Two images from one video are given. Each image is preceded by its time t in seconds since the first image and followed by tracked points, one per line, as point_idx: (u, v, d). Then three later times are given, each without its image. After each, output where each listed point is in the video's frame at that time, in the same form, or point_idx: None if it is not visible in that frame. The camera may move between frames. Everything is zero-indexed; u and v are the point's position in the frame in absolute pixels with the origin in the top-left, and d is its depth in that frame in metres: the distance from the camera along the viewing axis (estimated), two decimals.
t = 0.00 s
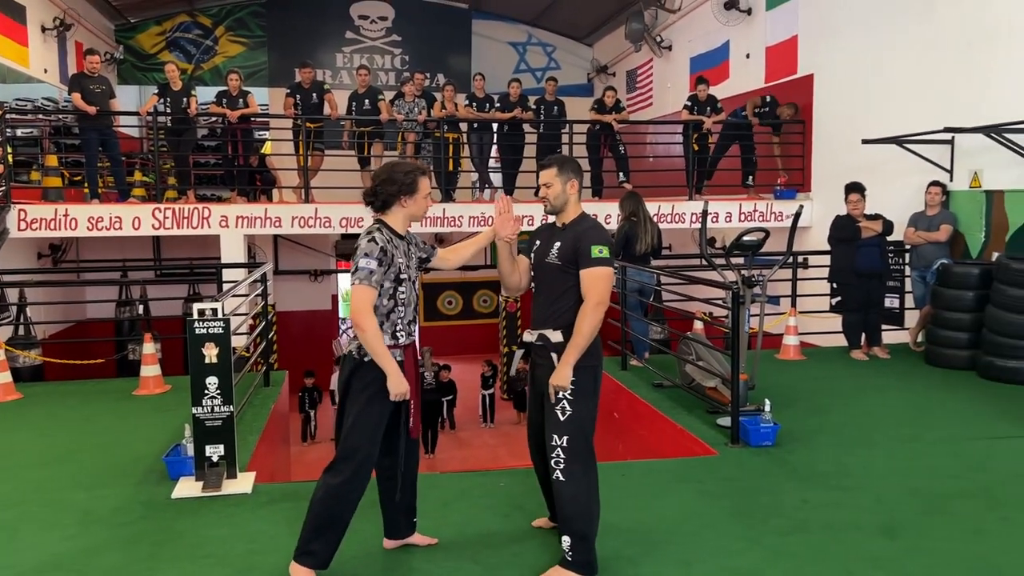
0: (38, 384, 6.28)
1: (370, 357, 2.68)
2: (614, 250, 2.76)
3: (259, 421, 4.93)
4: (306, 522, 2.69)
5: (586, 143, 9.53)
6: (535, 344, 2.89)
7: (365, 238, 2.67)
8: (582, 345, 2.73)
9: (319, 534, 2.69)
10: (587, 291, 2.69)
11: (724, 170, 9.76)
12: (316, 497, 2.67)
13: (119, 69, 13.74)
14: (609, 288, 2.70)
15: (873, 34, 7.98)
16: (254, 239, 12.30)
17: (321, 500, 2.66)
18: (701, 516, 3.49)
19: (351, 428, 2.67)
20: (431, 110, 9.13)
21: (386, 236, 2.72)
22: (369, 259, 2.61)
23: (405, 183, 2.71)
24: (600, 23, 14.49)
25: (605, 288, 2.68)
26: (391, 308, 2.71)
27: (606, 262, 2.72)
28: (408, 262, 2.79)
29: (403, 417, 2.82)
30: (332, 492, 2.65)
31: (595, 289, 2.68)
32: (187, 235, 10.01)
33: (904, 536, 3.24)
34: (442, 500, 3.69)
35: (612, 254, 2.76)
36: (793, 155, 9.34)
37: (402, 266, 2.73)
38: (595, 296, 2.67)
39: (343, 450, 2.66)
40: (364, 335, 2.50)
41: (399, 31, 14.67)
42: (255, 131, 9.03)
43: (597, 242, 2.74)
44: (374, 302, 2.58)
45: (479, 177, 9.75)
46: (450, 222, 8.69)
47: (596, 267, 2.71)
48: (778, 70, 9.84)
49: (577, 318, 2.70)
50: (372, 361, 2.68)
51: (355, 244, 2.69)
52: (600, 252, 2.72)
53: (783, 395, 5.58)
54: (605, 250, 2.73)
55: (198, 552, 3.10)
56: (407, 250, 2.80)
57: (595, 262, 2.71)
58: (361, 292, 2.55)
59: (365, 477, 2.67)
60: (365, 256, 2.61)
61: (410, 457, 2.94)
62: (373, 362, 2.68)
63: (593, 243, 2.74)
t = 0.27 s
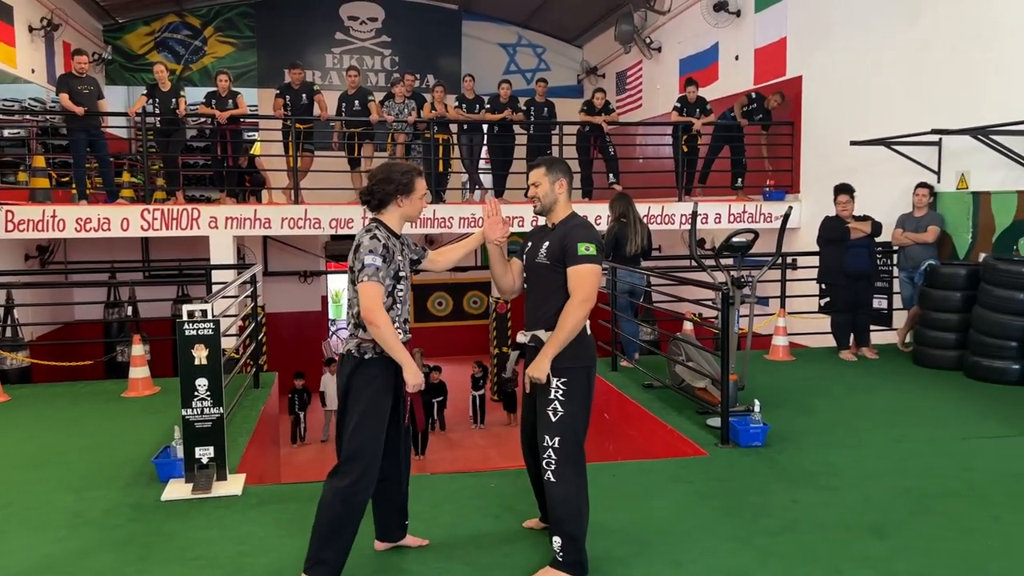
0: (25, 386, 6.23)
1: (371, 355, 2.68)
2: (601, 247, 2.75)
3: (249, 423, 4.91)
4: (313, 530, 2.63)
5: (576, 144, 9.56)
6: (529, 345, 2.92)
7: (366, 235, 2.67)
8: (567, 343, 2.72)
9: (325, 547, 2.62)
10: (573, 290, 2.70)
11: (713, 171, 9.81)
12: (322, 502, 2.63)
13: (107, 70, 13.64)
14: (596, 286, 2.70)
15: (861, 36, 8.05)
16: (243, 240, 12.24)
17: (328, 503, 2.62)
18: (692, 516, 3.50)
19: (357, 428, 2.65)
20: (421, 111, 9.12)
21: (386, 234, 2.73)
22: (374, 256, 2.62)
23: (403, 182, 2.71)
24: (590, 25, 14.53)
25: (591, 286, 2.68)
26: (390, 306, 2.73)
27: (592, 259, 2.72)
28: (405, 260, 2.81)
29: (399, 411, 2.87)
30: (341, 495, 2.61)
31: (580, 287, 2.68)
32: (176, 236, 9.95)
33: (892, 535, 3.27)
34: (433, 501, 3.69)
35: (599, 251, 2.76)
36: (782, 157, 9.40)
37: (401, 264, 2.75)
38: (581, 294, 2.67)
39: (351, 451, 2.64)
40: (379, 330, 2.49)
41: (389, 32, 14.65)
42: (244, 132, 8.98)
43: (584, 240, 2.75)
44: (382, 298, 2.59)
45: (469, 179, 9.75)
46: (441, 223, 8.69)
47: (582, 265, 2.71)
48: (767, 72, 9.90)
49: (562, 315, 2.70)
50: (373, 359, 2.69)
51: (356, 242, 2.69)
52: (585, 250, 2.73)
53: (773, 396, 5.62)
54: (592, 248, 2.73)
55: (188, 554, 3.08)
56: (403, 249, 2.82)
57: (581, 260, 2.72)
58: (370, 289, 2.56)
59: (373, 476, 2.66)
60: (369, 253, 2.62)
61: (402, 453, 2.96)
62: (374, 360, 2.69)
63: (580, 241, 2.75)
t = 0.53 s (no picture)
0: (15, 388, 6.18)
1: (370, 359, 2.69)
2: (593, 248, 2.77)
3: (241, 424, 4.90)
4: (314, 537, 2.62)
5: (569, 145, 9.57)
6: (522, 345, 2.91)
7: (371, 240, 2.67)
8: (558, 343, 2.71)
9: (324, 555, 2.61)
10: (565, 288, 2.71)
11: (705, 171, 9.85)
12: (321, 508, 2.63)
13: (98, 70, 13.57)
14: (588, 286, 2.71)
15: (851, 38, 8.10)
16: (235, 240, 12.20)
17: (327, 509, 2.62)
18: (684, 516, 3.52)
19: (356, 434, 2.65)
20: (413, 111, 9.11)
21: (389, 238, 2.73)
22: (378, 261, 2.62)
23: (406, 185, 2.72)
24: (582, 26, 14.55)
25: (583, 286, 2.69)
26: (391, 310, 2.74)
27: (585, 259, 2.73)
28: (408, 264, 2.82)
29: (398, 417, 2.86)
30: (339, 501, 2.61)
31: (573, 287, 2.69)
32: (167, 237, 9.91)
33: (883, 535, 3.29)
34: (425, 502, 3.69)
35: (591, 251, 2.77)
36: (774, 158, 9.45)
37: (404, 269, 2.76)
38: (573, 293, 2.68)
39: (350, 457, 2.64)
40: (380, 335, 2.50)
41: (382, 33, 14.64)
42: (236, 133, 8.96)
43: (577, 241, 2.77)
44: (385, 303, 2.59)
45: (462, 179, 9.75)
46: (433, 224, 8.68)
47: (575, 264, 2.72)
48: (758, 73, 9.94)
49: (553, 314, 2.70)
50: (372, 363, 2.69)
51: (359, 246, 2.69)
52: (578, 250, 2.74)
53: (765, 396, 5.64)
54: (584, 248, 2.74)
55: (180, 556, 3.08)
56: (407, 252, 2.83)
57: (574, 259, 2.73)
58: (374, 295, 2.56)
59: (372, 484, 2.66)
60: (373, 258, 2.62)
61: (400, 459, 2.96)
62: (373, 364, 2.69)
63: (573, 241, 2.77)
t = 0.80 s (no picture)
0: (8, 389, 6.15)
1: (370, 366, 2.68)
2: (585, 249, 2.78)
3: (236, 425, 4.89)
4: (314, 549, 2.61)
5: (563, 145, 9.58)
6: (514, 346, 2.93)
7: (380, 249, 2.65)
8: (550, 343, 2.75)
9: (323, 567, 2.60)
10: (557, 290, 2.71)
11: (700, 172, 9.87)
12: (321, 516, 2.62)
13: (92, 70, 13.53)
14: (579, 287, 2.72)
15: (845, 39, 8.13)
16: (229, 241, 12.17)
17: (327, 519, 2.61)
18: (679, 517, 3.53)
19: (356, 443, 2.64)
20: (408, 112, 9.10)
21: (398, 247, 2.71)
22: (387, 273, 2.60)
23: (421, 196, 2.73)
24: (577, 27, 14.57)
25: (574, 287, 2.70)
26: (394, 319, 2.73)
27: (578, 261, 2.74)
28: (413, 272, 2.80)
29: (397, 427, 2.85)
30: (339, 509, 2.61)
31: (564, 289, 2.69)
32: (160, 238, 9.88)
33: (877, 535, 3.30)
34: (420, 502, 3.69)
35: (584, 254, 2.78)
36: (768, 158, 9.47)
37: (410, 279, 2.74)
38: (563, 296, 2.69)
39: (351, 466, 2.63)
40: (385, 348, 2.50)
41: (376, 33, 14.63)
42: (230, 133, 8.93)
43: (568, 242, 2.77)
44: (391, 316, 2.58)
45: (457, 180, 9.75)
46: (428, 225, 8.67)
47: (567, 266, 2.72)
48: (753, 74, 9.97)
49: (544, 316, 2.71)
50: (371, 370, 2.68)
51: (368, 254, 2.66)
52: (571, 253, 2.75)
53: (759, 396, 5.66)
54: (577, 250, 2.75)
55: (174, 557, 3.07)
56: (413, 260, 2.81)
57: (566, 261, 2.73)
58: (380, 308, 2.54)
59: (372, 493, 2.65)
60: (382, 269, 2.60)
61: (399, 466, 2.95)
62: (373, 372, 2.68)
63: (564, 242, 2.77)
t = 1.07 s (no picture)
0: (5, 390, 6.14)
1: (371, 371, 2.67)
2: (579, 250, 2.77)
3: (233, 426, 4.88)
4: (314, 557, 2.62)
5: (561, 146, 9.58)
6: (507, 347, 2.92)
7: (386, 259, 2.63)
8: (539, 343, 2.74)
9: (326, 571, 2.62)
10: (550, 290, 2.71)
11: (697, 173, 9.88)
12: (324, 520, 2.63)
13: (89, 71, 13.50)
14: (572, 289, 2.72)
15: (842, 41, 8.14)
16: (226, 241, 12.15)
17: (330, 525, 2.61)
18: (677, 518, 3.53)
19: (358, 448, 2.64)
20: (405, 113, 9.09)
21: (403, 255, 2.70)
22: (394, 284, 2.58)
23: (432, 207, 2.70)
24: (574, 28, 14.58)
25: (567, 289, 2.69)
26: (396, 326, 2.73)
27: (571, 262, 2.73)
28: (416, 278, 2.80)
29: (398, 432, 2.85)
30: (342, 515, 2.61)
31: (556, 288, 2.69)
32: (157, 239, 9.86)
33: (874, 536, 3.31)
34: (417, 504, 3.69)
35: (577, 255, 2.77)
36: (765, 159, 9.48)
37: (414, 287, 2.74)
38: (556, 296, 2.68)
39: (353, 471, 2.63)
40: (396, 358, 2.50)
41: (374, 34, 14.62)
42: (227, 134, 8.92)
43: (563, 243, 2.76)
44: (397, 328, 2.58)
45: (454, 181, 9.74)
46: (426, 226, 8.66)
47: (560, 266, 2.72)
48: (750, 74, 9.99)
49: (534, 316, 2.71)
50: (372, 376, 2.67)
51: (375, 263, 2.64)
52: (564, 253, 2.74)
53: (757, 397, 5.66)
54: (570, 250, 2.74)
55: (171, 558, 3.06)
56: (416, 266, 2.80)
57: (559, 261, 2.73)
58: (387, 320, 2.54)
59: (375, 499, 2.66)
60: (389, 280, 2.58)
61: (399, 470, 2.95)
62: (373, 377, 2.68)
63: (559, 243, 2.76)
